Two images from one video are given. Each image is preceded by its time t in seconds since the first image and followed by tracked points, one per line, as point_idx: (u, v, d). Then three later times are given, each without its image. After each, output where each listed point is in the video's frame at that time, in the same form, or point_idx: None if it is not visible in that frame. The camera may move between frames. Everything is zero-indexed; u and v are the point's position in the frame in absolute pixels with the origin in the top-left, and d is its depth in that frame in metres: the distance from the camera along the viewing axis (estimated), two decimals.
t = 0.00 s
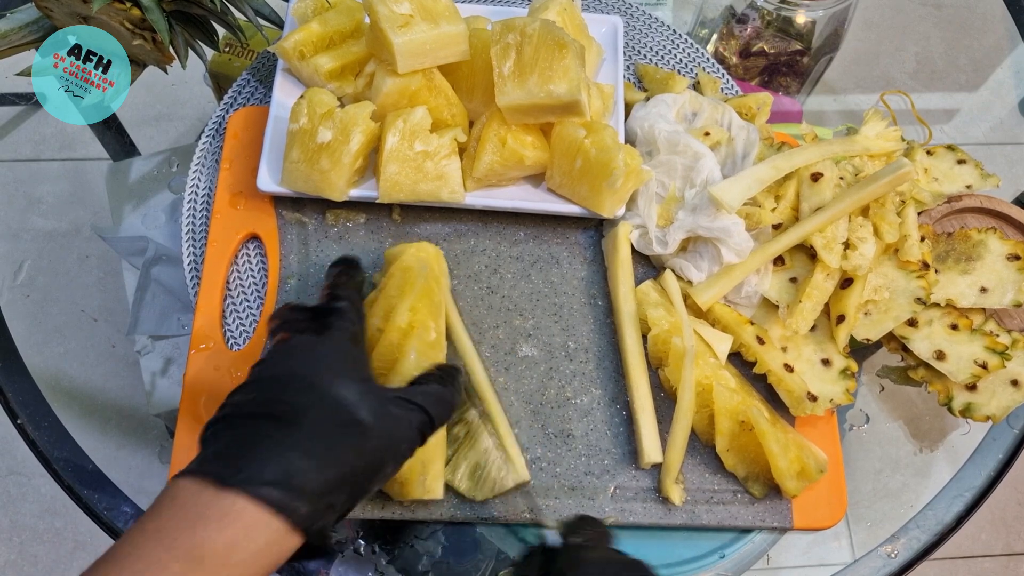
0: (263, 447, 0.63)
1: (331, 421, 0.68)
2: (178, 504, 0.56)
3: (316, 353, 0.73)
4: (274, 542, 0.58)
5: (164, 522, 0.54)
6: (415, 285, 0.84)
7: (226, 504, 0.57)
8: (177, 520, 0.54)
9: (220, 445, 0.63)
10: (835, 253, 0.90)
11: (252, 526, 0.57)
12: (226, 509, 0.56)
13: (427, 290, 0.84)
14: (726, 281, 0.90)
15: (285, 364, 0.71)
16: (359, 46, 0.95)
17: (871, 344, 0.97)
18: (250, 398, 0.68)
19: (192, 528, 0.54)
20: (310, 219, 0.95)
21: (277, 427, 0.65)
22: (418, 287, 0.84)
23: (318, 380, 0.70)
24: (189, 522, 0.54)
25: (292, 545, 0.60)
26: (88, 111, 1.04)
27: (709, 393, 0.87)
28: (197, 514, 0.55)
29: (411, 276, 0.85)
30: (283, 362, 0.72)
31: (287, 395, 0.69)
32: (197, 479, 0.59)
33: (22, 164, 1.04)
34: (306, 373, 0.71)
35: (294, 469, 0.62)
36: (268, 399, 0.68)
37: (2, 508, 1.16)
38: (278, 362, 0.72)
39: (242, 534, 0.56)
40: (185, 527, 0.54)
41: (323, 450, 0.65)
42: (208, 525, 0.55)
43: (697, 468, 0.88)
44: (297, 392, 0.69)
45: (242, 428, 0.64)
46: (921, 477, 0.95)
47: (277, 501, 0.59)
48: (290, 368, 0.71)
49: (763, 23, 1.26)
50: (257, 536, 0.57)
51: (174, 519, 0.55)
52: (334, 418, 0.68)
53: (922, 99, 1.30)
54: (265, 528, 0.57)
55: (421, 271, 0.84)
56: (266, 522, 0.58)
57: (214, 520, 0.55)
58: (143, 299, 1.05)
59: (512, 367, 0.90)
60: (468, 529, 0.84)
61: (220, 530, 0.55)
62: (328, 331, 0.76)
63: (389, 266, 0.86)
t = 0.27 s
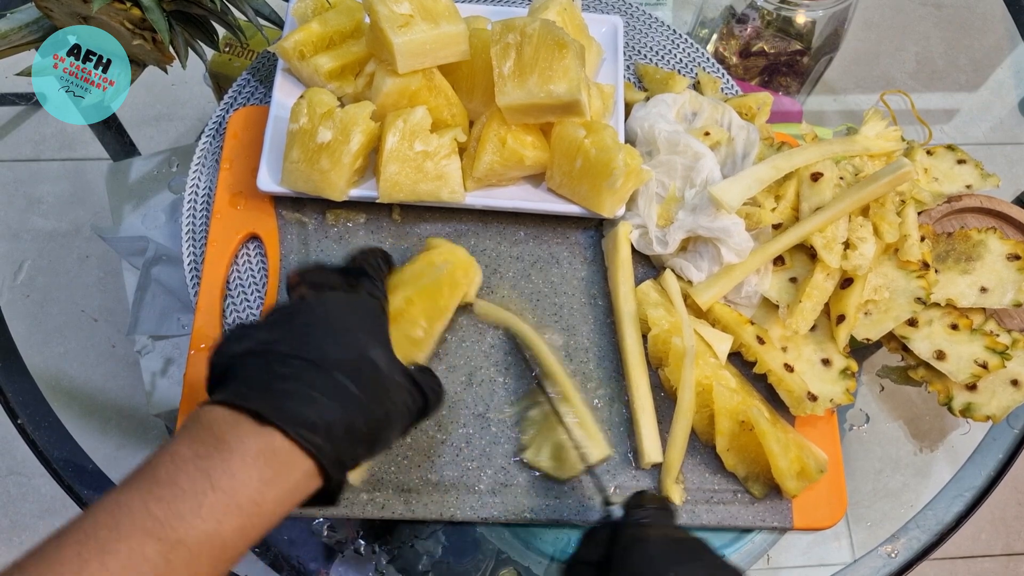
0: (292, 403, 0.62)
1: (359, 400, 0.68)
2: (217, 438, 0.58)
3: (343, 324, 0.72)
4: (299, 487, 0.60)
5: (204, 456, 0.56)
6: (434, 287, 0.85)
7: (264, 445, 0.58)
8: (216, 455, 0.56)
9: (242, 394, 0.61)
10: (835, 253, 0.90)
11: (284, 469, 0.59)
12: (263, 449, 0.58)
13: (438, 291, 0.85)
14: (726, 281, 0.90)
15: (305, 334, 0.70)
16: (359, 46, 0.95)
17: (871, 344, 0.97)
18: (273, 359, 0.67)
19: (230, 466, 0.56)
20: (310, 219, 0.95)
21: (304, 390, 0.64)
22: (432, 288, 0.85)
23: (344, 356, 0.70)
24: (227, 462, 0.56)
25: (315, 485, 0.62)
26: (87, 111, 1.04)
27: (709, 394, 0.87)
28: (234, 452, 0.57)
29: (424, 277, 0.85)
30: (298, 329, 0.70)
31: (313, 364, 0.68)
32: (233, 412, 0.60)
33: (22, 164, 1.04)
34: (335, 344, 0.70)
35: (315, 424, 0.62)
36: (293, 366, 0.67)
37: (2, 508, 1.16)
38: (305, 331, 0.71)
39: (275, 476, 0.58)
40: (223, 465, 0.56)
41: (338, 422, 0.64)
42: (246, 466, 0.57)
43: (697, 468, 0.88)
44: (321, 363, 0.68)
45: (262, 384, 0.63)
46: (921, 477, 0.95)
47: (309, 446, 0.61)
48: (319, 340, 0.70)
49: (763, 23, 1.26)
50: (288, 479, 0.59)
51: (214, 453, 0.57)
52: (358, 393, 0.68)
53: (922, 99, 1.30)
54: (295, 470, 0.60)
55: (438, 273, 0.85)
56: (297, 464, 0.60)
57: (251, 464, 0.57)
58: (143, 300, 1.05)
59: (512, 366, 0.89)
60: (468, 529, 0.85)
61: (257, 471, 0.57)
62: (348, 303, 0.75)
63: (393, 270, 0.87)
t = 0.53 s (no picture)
0: (266, 402, 0.64)
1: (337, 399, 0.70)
2: (201, 434, 0.59)
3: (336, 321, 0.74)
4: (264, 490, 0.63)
5: (188, 450, 0.57)
6: (421, 282, 0.84)
7: (244, 446, 0.61)
8: (197, 452, 0.58)
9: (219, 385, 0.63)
10: (835, 253, 0.90)
11: (258, 471, 0.61)
12: (243, 450, 0.60)
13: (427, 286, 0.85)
14: (726, 281, 0.90)
15: (293, 330, 0.71)
16: (359, 46, 0.95)
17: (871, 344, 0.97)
18: (259, 352, 0.68)
19: (212, 464, 0.58)
20: (310, 219, 0.95)
21: (283, 388, 0.66)
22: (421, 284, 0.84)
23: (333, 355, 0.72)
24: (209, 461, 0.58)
25: (280, 489, 0.65)
26: (88, 111, 1.05)
27: (709, 393, 0.87)
28: (215, 451, 0.59)
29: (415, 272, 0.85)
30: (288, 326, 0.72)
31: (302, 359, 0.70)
32: (217, 408, 0.62)
33: (22, 164, 1.04)
34: (322, 343, 0.72)
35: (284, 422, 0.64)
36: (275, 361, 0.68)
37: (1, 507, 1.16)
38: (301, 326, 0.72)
39: (251, 478, 0.60)
40: (207, 463, 0.57)
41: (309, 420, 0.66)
42: (227, 465, 0.59)
43: (697, 468, 0.88)
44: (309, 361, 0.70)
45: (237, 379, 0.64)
46: (921, 477, 0.95)
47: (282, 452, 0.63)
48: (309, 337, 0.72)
49: (763, 23, 1.26)
50: (260, 480, 0.61)
51: (197, 449, 0.58)
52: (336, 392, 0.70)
53: (922, 99, 1.30)
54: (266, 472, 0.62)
55: (430, 270, 0.85)
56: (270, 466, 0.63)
57: (232, 463, 0.59)
58: (143, 300, 1.07)
59: (512, 367, 0.90)
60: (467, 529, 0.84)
61: (236, 471, 0.59)
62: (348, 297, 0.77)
63: (385, 262, 0.88)
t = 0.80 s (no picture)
0: (237, 391, 0.65)
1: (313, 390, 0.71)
2: (165, 419, 0.62)
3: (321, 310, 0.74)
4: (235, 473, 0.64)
5: (150, 434, 0.60)
6: (408, 261, 0.84)
7: (207, 429, 0.63)
8: (160, 436, 0.60)
9: (188, 374, 0.65)
10: (836, 253, 0.90)
11: (224, 454, 0.63)
12: (206, 433, 0.62)
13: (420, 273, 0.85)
14: (726, 281, 0.90)
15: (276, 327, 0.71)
16: (359, 46, 0.95)
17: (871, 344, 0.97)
18: (233, 346, 0.69)
19: (174, 447, 0.60)
20: (310, 219, 0.95)
21: (256, 378, 0.67)
22: (409, 265, 0.84)
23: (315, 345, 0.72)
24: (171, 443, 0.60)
25: (253, 473, 0.66)
26: (88, 111, 1.05)
27: (709, 393, 0.87)
28: (178, 433, 0.61)
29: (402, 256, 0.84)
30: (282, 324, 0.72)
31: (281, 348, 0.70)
32: (183, 394, 0.64)
33: (22, 164, 1.04)
34: (301, 334, 0.72)
35: (253, 412, 0.65)
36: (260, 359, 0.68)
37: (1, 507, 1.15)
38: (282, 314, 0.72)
39: (215, 460, 0.62)
40: (167, 445, 0.60)
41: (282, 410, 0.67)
42: (189, 447, 0.61)
43: (697, 468, 0.88)
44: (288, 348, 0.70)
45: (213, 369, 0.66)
46: (921, 477, 0.95)
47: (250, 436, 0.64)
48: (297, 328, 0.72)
49: (763, 23, 1.26)
50: (227, 463, 0.63)
51: (160, 433, 0.61)
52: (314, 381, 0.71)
53: (922, 99, 1.30)
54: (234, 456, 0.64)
55: (412, 249, 0.85)
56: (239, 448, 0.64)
57: (194, 446, 0.61)
58: (143, 300, 1.06)
59: (512, 367, 0.90)
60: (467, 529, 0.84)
61: (197, 454, 0.61)
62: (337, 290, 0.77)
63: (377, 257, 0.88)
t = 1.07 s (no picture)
0: (232, 386, 0.65)
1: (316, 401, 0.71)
2: (154, 417, 0.59)
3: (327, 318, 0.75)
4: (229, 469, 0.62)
5: (138, 434, 0.58)
6: (418, 269, 0.85)
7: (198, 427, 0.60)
8: (148, 436, 0.58)
9: (184, 370, 0.64)
10: (836, 253, 0.90)
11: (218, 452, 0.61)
12: (198, 430, 0.60)
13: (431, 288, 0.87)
14: (726, 281, 0.90)
15: (273, 330, 0.72)
16: (359, 46, 0.95)
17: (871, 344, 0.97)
18: (233, 342, 0.69)
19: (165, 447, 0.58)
20: (310, 219, 0.95)
21: (251, 374, 0.67)
22: (419, 274, 0.85)
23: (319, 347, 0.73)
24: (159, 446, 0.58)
25: (246, 470, 0.64)
26: (88, 111, 1.05)
27: (709, 393, 0.87)
28: (170, 431, 0.58)
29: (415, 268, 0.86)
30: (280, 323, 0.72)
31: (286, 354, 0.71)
32: (175, 391, 0.62)
33: (22, 164, 1.04)
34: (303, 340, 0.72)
35: (250, 407, 0.65)
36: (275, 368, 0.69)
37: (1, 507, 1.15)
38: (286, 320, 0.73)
39: (208, 458, 0.60)
40: (155, 444, 0.57)
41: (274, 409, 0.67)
42: (179, 446, 0.58)
43: (697, 468, 0.88)
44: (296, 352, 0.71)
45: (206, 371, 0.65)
46: (921, 477, 0.95)
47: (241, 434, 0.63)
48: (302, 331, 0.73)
49: (763, 23, 1.26)
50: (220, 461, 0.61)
51: (149, 431, 0.58)
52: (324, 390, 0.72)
53: (922, 99, 1.30)
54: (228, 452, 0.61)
55: (427, 259, 0.86)
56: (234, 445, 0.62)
57: (187, 445, 0.59)
58: (143, 300, 1.07)
59: (512, 367, 0.90)
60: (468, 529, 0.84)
61: (190, 452, 0.58)
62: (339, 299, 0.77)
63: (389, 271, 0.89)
